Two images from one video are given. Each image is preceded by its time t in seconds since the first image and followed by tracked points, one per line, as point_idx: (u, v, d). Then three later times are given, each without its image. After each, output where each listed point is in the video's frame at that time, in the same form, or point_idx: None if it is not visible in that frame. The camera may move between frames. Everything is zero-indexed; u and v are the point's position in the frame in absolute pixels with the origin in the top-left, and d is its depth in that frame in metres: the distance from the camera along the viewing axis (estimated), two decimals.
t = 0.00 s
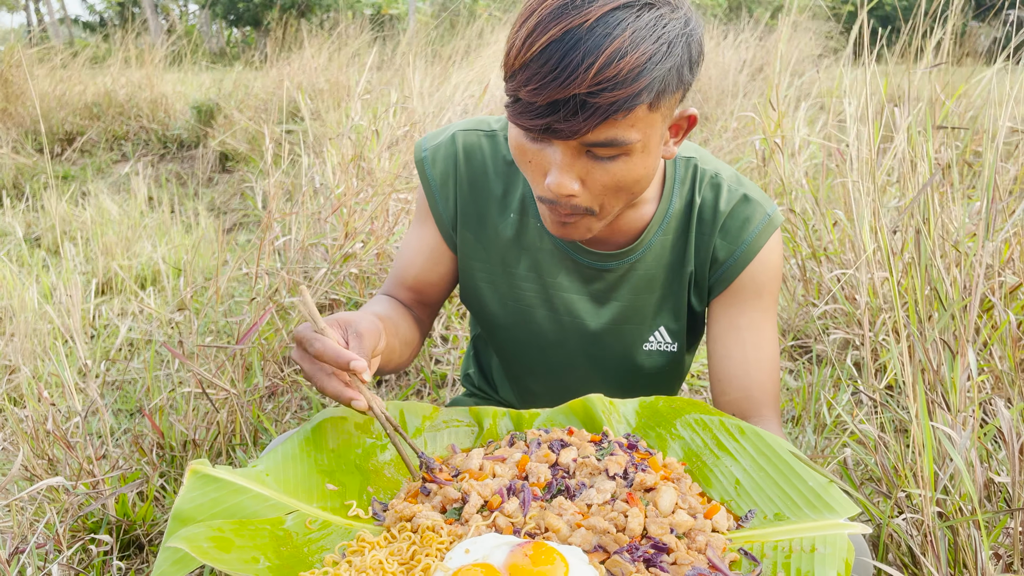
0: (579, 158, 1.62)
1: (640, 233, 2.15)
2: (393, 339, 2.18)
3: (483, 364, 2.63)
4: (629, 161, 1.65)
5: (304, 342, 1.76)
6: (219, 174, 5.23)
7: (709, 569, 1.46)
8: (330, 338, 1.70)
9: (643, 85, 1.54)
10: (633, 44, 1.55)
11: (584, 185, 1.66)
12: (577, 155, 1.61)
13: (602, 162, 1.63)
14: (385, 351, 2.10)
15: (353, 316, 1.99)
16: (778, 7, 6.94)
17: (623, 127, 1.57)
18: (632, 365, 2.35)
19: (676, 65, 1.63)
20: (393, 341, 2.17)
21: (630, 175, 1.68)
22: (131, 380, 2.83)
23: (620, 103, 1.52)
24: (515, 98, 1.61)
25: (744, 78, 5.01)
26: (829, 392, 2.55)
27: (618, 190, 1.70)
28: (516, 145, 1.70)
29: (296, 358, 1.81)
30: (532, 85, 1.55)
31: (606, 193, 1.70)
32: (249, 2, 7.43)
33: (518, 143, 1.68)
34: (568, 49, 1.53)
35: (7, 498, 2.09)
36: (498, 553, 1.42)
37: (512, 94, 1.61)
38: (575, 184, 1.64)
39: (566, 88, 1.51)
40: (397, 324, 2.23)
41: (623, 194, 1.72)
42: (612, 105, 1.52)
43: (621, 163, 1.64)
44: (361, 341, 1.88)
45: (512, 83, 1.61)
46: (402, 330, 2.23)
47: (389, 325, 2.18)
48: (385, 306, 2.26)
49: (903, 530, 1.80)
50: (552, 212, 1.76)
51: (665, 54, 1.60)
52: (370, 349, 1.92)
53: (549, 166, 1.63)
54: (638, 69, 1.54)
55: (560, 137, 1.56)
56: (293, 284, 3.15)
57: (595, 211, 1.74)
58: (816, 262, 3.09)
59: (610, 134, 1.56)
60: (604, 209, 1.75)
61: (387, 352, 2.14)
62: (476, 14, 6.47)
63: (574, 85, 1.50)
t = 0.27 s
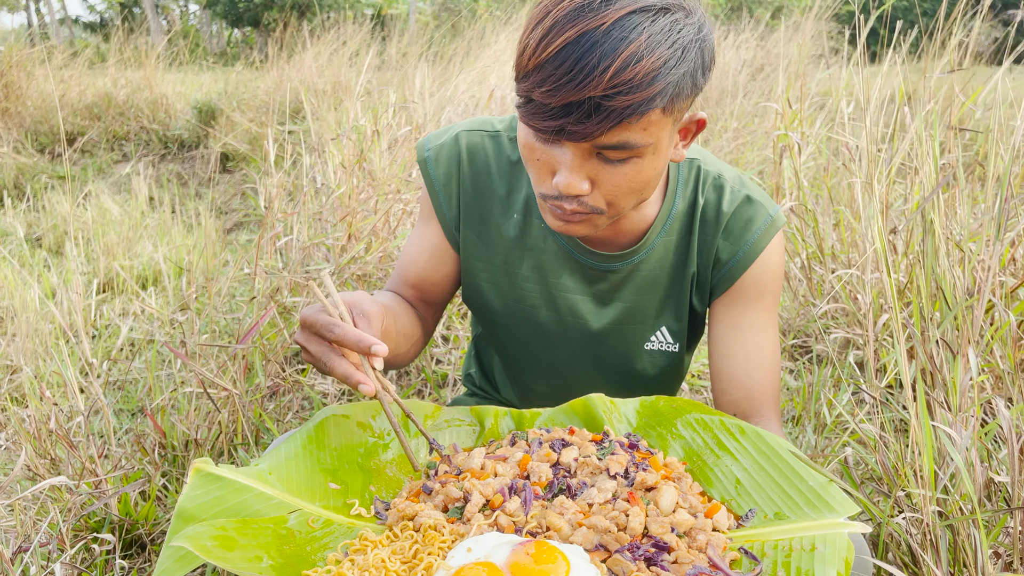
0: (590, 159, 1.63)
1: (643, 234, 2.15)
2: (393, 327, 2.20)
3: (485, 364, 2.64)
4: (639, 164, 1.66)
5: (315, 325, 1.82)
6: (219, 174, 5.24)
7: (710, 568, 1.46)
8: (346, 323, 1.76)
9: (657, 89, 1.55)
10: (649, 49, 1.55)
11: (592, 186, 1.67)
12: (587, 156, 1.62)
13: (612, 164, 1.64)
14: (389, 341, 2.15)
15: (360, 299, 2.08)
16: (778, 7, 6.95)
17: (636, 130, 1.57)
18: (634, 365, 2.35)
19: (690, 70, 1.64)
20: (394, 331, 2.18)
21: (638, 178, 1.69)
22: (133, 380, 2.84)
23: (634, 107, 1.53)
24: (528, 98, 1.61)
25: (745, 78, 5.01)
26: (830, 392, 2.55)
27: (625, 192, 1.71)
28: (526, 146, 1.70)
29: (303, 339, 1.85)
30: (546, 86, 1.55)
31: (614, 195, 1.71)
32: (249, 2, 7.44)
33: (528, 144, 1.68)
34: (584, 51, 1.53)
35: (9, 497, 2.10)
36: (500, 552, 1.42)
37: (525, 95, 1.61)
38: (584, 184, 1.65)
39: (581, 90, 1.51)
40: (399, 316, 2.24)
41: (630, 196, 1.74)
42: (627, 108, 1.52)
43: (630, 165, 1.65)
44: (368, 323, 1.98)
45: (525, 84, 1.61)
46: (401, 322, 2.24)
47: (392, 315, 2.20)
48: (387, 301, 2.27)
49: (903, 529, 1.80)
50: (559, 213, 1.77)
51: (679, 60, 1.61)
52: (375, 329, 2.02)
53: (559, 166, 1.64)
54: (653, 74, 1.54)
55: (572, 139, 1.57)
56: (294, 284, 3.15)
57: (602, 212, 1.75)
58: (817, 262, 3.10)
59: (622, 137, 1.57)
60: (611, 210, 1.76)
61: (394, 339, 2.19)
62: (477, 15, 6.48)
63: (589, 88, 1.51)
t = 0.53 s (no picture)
0: (593, 158, 1.63)
1: (645, 233, 2.16)
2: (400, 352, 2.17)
3: (486, 364, 2.64)
4: (641, 163, 1.66)
5: (325, 366, 1.75)
6: (220, 174, 5.24)
7: (711, 567, 1.47)
8: (354, 369, 1.69)
9: (662, 88, 1.55)
10: (654, 48, 1.55)
11: (595, 185, 1.67)
12: (591, 155, 1.62)
13: (615, 163, 1.64)
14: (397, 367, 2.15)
15: (371, 335, 1.99)
16: (779, 7, 6.95)
17: (639, 130, 1.58)
18: (635, 365, 2.36)
19: (694, 70, 1.64)
20: (403, 348, 2.20)
21: (642, 178, 1.70)
22: (134, 379, 2.84)
23: (639, 105, 1.53)
24: (533, 96, 1.61)
25: (745, 78, 5.01)
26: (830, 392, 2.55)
27: (628, 192, 1.71)
28: (530, 144, 1.71)
29: (313, 376, 1.79)
30: (551, 84, 1.55)
31: (617, 194, 1.71)
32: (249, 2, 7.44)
33: (532, 142, 1.69)
34: (589, 49, 1.53)
35: (11, 497, 2.10)
36: (501, 551, 1.42)
37: (530, 92, 1.61)
38: (586, 183, 1.65)
39: (586, 87, 1.51)
40: (401, 328, 2.22)
41: (633, 196, 1.74)
42: (631, 107, 1.52)
43: (633, 164, 1.65)
44: (381, 363, 1.88)
45: (530, 81, 1.61)
46: (407, 339, 2.23)
47: (398, 332, 2.21)
48: (389, 312, 2.25)
49: (904, 529, 1.80)
50: (561, 214, 1.77)
51: (684, 59, 1.61)
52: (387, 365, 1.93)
53: (562, 165, 1.64)
54: (658, 73, 1.54)
55: (576, 137, 1.57)
56: (295, 283, 3.15)
57: (604, 212, 1.75)
58: (817, 262, 3.10)
59: (626, 136, 1.57)
60: (613, 210, 1.76)
61: (401, 365, 2.19)
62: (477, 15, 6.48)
63: (594, 85, 1.51)
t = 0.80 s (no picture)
0: (593, 158, 1.63)
1: (646, 233, 2.16)
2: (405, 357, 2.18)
3: (486, 364, 2.64)
4: (642, 164, 1.66)
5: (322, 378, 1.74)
6: (220, 174, 5.24)
7: (709, 566, 1.47)
8: (349, 383, 1.68)
9: (663, 90, 1.55)
10: (655, 49, 1.56)
11: (596, 185, 1.68)
12: (591, 156, 1.62)
13: (616, 164, 1.65)
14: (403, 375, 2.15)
15: (371, 347, 1.98)
16: (779, 7, 6.94)
17: (640, 131, 1.58)
18: (635, 364, 2.36)
19: (695, 72, 1.65)
20: (407, 356, 2.19)
21: (642, 179, 1.70)
22: (134, 379, 2.84)
23: (640, 106, 1.53)
24: (533, 96, 1.62)
25: (745, 78, 5.01)
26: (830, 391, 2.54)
27: (628, 193, 1.72)
28: (529, 144, 1.71)
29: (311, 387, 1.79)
30: (552, 84, 1.56)
31: (617, 195, 1.71)
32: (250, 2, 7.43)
33: (532, 142, 1.69)
34: (591, 50, 1.53)
35: (11, 496, 2.10)
36: (500, 549, 1.42)
37: (531, 92, 1.62)
38: (587, 183, 1.65)
39: (587, 88, 1.52)
40: (407, 330, 2.23)
41: (632, 198, 1.74)
42: (632, 108, 1.53)
43: (634, 166, 1.66)
44: (379, 375, 1.87)
45: (531, 81, 1.61)
46: (413, 343, 2.24)
47: (403, 340, 2.20)
48: (394, 315, 2.26)
49: (903, 528, 1.81)
50: (561, 213, 1.78)
51: (685, 61, 1.61)
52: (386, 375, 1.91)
53: (562, 165, 1.65)
54: (659, 75, 1.55)
55: (576, 137, 1.57)
56: (295, 283, 3.15)
57: (603, 212, 1.75)
58: (817, 261, 3.09)
59: (626, 137, 1.58)
60: (613, 211, 1.76)
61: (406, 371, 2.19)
62: (477, 15, 6.48)
63: (595, 86, 1.51)
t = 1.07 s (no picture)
0: (598, 156, 1.64)
1: (648, 233, 2.16)
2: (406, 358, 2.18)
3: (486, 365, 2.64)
4: (645, 163, 1.67)
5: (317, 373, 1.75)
6: (221, 175, 5.24)
7: (709, 565, 1.47)
8: (340, 373, 1.69)
9: (668, 88, 1.56)
10: (660, 47, 1.56)
11: (599, 184, 1.68)
12: (595, 154, 1.63)
13: (619, 162, 1.65)
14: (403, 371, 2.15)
15: (367, 342, 1.98)
16: (779, 7, 6.95)
17: (644, 128, 1.58)
18: (635, 363, 2.37)
19: (700, 69, 1.65)
20: (407, 354, 2.19)
21: (645, 178, 1.71)
22: (135, 379, 2.85)
23: (645, 104, 1.54)
24: (539, 94, 1.62)
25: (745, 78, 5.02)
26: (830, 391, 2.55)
27: (632, 191, 1.72)
28: (533, 143, 1.72)
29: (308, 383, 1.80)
30: (558, 82, 1.56)
31: (620, 193, 1.72)
32: (250, 2, 7.44)
33: (536, 141, 1.69)
34: (596, 48, 1.53)
35: (12, 496, 2.10)
36: (501, 548, 1.43)
37: (536, 91, 1.62)
38: (590, 182, 1.65)
39: (593, 86, 1.52)
40: (408, 332, 2.23)
41: (637, 195, 1.75)
42: (638, 106, 1.53)
43: (637, 164, 1.66)
44: (374, 369, 1.87)
45: (536, 80, 1.62)
46: (415, 342, 2.24)
47: (404, 338, 2.19)
48: (395, 314, 2.26)
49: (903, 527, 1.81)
50: (565, 212, 1.78)
51: (690, 58, 1.62)
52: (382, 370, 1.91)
53: (566, 164, 1.65)
54: (665, 72, 1.55)
55: (582, 135, 1.58)
56: (296, 283, 3.16)
57: (608, 210, 1.75)
58: (818, 261, 3.10)
59: (631, 134, 1.58)
60: (618, 209, 1.77)
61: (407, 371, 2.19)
62: (478, 16, 6.48)
63: (601, 84, 1.51)
